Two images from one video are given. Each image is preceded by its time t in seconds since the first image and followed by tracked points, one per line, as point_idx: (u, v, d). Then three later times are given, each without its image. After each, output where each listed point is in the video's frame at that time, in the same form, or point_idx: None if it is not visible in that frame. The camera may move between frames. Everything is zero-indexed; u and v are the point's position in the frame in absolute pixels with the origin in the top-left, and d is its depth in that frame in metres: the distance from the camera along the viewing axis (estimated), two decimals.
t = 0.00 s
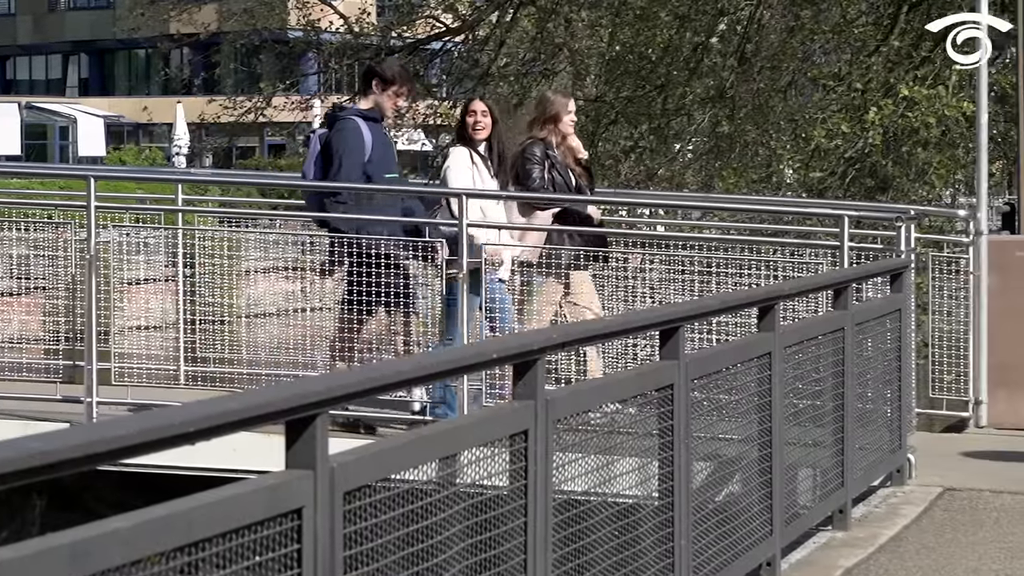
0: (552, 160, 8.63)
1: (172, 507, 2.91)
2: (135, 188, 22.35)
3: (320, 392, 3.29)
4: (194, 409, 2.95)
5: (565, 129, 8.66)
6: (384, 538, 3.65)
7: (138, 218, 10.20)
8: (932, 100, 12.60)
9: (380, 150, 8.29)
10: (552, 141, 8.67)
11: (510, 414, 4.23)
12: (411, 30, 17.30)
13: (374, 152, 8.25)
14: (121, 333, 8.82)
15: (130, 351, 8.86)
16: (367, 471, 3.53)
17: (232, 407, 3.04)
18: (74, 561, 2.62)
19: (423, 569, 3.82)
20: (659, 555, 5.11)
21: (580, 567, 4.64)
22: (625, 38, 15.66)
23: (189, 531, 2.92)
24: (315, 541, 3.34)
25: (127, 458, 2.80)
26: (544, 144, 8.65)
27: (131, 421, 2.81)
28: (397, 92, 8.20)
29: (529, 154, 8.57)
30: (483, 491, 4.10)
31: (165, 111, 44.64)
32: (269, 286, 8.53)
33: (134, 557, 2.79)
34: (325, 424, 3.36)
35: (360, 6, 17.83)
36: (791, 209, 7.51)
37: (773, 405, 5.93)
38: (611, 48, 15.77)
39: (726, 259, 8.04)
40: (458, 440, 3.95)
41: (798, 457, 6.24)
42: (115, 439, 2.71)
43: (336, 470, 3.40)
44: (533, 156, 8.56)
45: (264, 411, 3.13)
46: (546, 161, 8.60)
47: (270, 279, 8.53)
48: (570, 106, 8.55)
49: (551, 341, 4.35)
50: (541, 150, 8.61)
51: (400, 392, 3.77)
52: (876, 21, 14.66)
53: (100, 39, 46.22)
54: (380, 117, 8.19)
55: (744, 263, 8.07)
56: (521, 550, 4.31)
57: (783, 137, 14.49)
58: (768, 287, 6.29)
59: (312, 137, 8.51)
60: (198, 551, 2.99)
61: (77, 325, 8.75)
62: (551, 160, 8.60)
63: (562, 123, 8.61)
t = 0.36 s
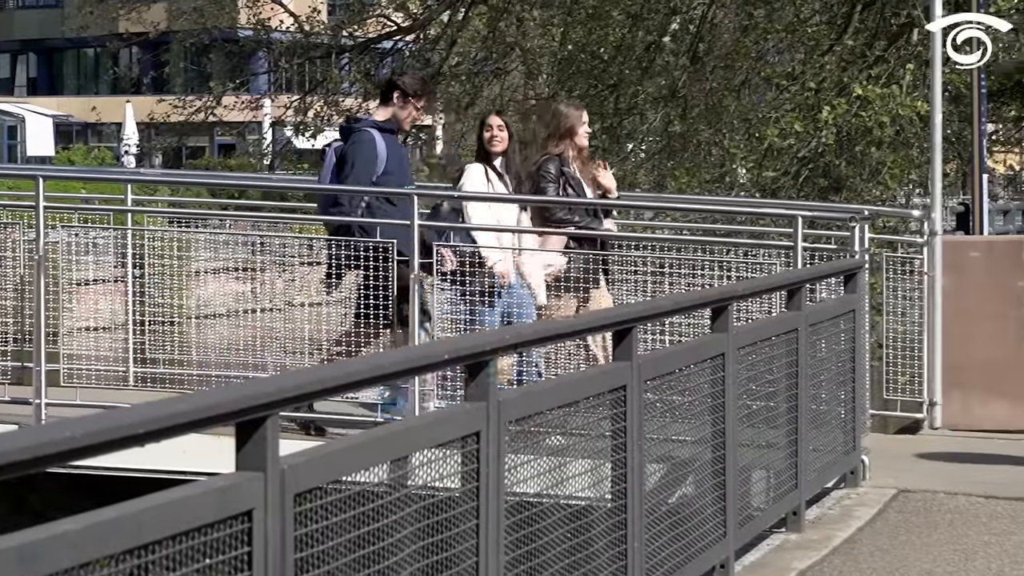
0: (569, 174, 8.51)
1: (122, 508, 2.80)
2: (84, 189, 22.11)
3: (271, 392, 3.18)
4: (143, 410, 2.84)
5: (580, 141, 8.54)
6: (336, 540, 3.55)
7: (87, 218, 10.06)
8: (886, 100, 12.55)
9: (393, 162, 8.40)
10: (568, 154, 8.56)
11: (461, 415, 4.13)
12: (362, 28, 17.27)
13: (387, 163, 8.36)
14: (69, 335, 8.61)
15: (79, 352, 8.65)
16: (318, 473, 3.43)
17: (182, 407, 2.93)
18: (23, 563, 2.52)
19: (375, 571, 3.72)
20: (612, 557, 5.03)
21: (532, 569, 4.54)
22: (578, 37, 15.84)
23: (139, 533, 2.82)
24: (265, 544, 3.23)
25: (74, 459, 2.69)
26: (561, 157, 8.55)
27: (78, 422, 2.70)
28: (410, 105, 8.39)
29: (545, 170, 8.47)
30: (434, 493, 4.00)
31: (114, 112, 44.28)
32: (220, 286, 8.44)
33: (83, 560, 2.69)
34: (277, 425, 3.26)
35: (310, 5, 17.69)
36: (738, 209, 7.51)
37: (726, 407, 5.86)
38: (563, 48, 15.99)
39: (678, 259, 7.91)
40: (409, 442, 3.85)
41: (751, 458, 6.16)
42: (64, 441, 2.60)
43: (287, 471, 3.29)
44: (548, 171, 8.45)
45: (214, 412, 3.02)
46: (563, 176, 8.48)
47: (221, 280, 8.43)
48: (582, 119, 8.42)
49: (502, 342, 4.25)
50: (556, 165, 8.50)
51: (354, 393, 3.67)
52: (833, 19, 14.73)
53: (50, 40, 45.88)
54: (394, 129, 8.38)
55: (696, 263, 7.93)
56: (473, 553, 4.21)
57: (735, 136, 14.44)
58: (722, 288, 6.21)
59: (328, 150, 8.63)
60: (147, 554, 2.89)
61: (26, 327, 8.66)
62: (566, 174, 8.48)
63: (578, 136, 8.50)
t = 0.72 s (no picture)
0: (575, 165, 8.13)
1: (69, 509, 2.71)
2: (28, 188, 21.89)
3: (220, 393, 3.09)
4: (90, 411, 2.75)
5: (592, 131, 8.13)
6: (282, 542, 3.47)
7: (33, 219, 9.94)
8: (835, 99, 12.52)
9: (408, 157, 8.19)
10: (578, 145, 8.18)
11: (410, 416, 4.04)
12: (309, 26, 17.08)
13: (403, 157, 8.15)
14: (15, 335, 8.57)
15: (25, 352, 8.57)
16: (265, 475, 3.34)
17: (129, 409, 2.84)
18: None
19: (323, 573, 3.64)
20: (560, 559, 4.94)
21: (481, 571, 4.45)
22: (526, 36, 15.77)
23: (85, 535, 2.73)
24: (213, 545, 3.13)
25: (19, 461, 2.59)
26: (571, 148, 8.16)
27: (24, 422, 2.60)
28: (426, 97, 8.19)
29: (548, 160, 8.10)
30: (382, 494, 3.91)
31: (59, 111, 43.92)
32: (167, 286, 8.25)
33: (30, 561, 2.60)
34: (225, 426, 3.16)
35: (258, 3, 17.53)
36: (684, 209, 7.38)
37: (675, 407, 5.78)
38: (512, 46, 15.95)
39: (628, 258, 7.55)
40: (358, 444, 3.75)
41: (699, 459, 6.10)
42: (9, 443, 2.50)
43: (234, 473, 3.20)
44: (553, 162, 8.08)
45: (161, 413, 2.93)
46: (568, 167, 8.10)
47: (168, 280, 8.25)
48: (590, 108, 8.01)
49: (452, 342, 4.16)
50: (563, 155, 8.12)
51: (304, 394, 3.58)
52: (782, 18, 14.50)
53: None
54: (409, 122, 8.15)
55: (645, 263, 7.59)
56: (421, 554, 4.11)
57: (685, 135, 14.40)
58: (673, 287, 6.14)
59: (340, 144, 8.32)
60: (94, 556, 2.80)
61: None
62: (571, 165, 8.10)
63: (583, 126, 8.10)
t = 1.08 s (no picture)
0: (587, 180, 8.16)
1: (18, 511, 2.66)
2: None
3: (168, 394, 3.03)
4: (36, 412, 2.69)
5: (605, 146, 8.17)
6: (230, 544, 3.42)
7: None
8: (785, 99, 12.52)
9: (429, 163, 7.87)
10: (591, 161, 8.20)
11: (358, 418, 3.96)
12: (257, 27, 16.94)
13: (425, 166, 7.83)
14: None
15: None
16: (212, 477, 3.29)
17: (76, 411, 2.79)
18: None
19: None
20: (510, 561, 4.88)
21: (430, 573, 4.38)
22: (474, 36, 15.73)
23: (33, 537, 2.68)
24: (160, 547, 3.08)
25: None
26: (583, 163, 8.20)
27: None
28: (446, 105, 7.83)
29: (560, 177, 8.11)
30: (330, 497, 3.83)
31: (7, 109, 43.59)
32: (112, 288, 8.22)
33: None
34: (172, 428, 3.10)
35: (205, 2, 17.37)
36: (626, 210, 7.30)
37: (625, 409, 5.72)
38: (460, 46, 15.87)
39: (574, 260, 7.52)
40: (305, 445, 3.68)
41: (649, 461, 6.04)
42: None
43: (181, 475, 3.15)
44: (567, 178, 8.10)
45: (108, 415, 2.87)
46: (580, 182, 8.12)
47: (113, 281, 8.24)
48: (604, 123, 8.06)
49: (400, 343, 4.09)
50: (576, 170, 8.14)
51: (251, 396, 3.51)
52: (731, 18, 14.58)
53: None
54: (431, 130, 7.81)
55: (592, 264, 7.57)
56: (370, 556, 4.04)
57: (634, 135, 14.36)
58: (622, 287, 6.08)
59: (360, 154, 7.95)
60: (41, 558, 2.75)
61: None
62: (583, 181, 8.12)
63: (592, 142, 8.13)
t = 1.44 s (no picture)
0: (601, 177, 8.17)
1: None
2: None
3: (118, 395, 2.95)
4: None
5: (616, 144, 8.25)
6: (182, 547, 3.33)
7: None
8: (740, 99, 12.50)
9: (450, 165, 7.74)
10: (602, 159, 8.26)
11: (311, 419, 3.87)
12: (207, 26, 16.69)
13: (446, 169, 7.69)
14: None
15: None
16: (164, 478, 3.20)
17: (25, 412, 2.70)
18: None
19: None
20: (463, 564, 4.80)
21: None
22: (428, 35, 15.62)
23: None
24: (112, 550, 2.99)
25: None
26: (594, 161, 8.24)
27: None
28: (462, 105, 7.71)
29: (574, 173, 8.12)
30: (283, 499, 3.75)
31: None
32: (63, 289, 8.06)
33: None
34: (124, 429, 3.02)
35: None
36: (580, 209, 7.21)
37: (580, 410, 5.64)
38: (413, 45, 15.76)
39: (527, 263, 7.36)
40: (256, 447, 3.59)
41: (605, 462, 5.97)
42: None
43: (133, 477, 3.06)
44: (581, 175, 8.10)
45: (58, 417, 2.79)
46: (593, 179, 8.12)
47: (64, 282, 8.07)
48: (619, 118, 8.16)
49: (354, 344, 3.99)
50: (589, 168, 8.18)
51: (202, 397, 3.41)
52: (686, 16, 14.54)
53: None
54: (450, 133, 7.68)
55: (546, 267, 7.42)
56: (322, 559, 3.95)
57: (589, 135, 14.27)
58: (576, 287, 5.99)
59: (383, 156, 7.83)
60: None
61: None
62: (597, 177, 8.11)
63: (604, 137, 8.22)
